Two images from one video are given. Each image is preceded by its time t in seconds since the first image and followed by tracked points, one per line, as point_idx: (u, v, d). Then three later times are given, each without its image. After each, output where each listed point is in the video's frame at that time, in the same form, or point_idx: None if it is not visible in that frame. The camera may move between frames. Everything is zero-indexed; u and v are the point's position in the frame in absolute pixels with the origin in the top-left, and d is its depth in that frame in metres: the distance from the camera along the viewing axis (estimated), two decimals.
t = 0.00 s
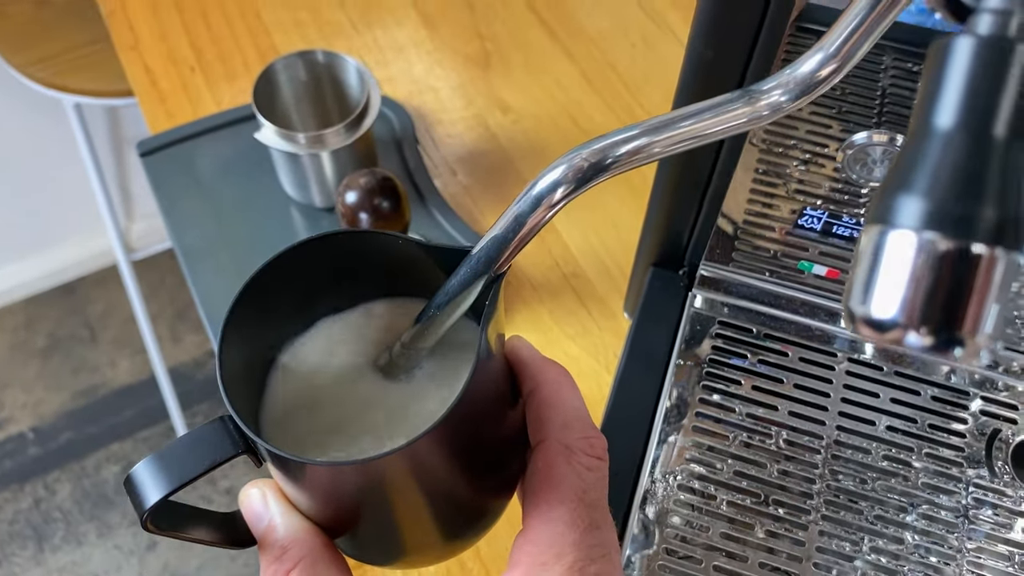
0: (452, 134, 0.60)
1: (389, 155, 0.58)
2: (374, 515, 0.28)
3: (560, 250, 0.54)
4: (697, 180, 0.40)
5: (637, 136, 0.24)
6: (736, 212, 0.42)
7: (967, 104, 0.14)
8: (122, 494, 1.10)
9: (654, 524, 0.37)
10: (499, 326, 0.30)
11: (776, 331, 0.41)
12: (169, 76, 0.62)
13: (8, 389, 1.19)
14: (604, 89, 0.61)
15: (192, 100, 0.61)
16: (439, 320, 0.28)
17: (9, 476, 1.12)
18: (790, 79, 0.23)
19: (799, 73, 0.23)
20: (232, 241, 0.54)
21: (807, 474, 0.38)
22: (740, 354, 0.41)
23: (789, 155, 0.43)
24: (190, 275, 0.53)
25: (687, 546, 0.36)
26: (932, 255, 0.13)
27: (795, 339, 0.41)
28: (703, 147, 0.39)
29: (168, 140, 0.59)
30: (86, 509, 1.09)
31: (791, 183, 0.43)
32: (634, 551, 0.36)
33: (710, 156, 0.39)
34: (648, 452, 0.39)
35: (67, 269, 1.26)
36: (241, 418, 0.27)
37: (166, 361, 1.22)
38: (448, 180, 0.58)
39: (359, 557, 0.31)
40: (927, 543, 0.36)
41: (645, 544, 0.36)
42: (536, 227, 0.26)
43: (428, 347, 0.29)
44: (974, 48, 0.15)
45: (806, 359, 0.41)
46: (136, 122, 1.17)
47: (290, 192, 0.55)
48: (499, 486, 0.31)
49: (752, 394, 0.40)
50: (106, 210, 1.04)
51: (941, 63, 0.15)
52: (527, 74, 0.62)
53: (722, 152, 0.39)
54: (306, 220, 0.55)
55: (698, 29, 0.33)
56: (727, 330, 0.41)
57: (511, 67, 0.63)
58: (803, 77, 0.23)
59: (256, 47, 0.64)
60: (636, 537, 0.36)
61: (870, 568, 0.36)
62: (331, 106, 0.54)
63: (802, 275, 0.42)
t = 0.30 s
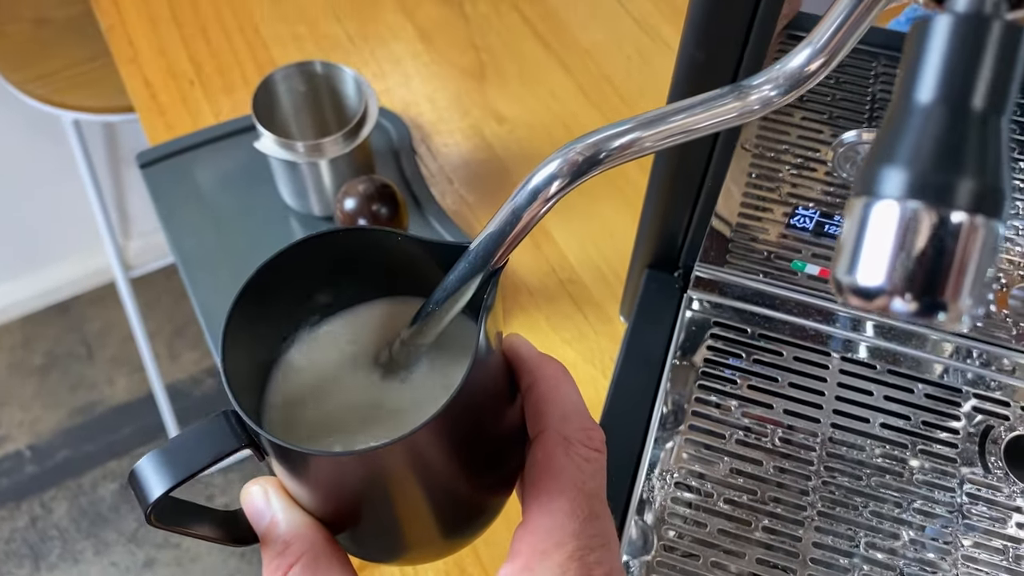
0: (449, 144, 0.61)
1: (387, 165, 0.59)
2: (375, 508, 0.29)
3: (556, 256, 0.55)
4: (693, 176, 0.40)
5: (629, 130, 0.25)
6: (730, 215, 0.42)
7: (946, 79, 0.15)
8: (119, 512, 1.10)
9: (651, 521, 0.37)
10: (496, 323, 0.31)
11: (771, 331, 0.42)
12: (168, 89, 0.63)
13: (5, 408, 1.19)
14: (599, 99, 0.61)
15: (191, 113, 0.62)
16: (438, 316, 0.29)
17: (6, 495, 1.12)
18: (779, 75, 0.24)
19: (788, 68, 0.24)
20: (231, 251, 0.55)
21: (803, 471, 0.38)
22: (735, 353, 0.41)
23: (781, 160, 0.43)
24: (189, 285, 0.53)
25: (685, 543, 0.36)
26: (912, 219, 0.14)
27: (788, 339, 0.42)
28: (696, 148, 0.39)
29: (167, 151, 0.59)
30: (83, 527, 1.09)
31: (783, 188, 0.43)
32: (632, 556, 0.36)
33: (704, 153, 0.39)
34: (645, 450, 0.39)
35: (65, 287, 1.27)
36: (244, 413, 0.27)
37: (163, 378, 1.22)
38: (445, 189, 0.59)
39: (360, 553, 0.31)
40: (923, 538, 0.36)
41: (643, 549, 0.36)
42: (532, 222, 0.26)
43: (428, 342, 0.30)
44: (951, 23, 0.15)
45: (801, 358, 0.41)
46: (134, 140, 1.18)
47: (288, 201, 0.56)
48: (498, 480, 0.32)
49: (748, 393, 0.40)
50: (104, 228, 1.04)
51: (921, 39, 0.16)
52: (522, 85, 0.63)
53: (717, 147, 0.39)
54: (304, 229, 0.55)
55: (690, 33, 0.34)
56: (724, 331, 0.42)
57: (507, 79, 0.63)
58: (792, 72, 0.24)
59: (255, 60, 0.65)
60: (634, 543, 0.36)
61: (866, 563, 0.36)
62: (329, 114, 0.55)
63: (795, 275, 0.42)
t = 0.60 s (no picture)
0: (446, 152, 0.61)
1: (385, 172, 0.59)
2: (378, 497, 0.29)
3: (553, 262, 0.55)
4: (687, 179, 0.41)
5: (623, 119, 0.25)
6: (726, 212, 0.43)
7: (930, 43, 0.16)
8: (116, 531, 1.10)
9: (651, 515, 0.37)
10: (496, 317, 0.31)
11: (767, 328, 0.42)
12: (167, 100, 0.63)
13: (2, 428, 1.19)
14: (594, 107, 0.62)
15: (191, 123, 0.62)
16: (437, 310, 0.29)
17: (2, 515, 1.12)
18: (771, 63, 0.25)
19: (779, 58, 0.25)
20: (230, 260, 0.55)
21: (801, 465, 0.38)
22: (731, 351, 0.41)
23: (774, 162, 0.44)
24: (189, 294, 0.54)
25: (684, 536, 0.37)
26: (899, 175, 0.15)
27: (784, 337, 0.42)
28: (689, 149, 0.40)
29: (166, 161, 0.60)
30: (80, 547, 1.09)
31: (776, 188, 0.44)
32: (632, 562, 0.36)
33: (698, 155, 0.40)
34: (643, 446, 0.39)
35: (62, 306, 1.27)
36: (248, 405, 0.27)
37: (160, 396, 1.22)
38: (442, 196, 0.59)
39: (364, 545, 0.32)
40: (921, 529, 0.37)
41: (642, 555, 0.37)
42: (529, 211, 0.27)
43: (428, 335, 0.30)
44: None
45: (797, 354, 0.42)
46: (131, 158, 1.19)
47: (288, 209, 0.56)
48: (500, 471, 0.32)
49: (745, 389, 0.40)
50: (102, 246, 1.05)
51: (905, 6, 0.17)
52: (517, 94, 0.64)
53: (710, 147, 0.40)
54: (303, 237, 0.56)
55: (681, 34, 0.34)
56: (719, 329, 0.42)
57: (503, 88, 0.64)
58: (783, 61, 0.25)
59: (253, 71, 0.65)
60: (633, 548, 0.37)
61: (864, 555, 0.36)
62: (326, 119, 0.55)
63: (791, 273, 0.43)
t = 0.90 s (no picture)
0: (440, 157, 0.62)
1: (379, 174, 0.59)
2: (376, 477, 0.29)
3: (547, 263, 0.56)
4: (680, 169, 0.41)
5: (612, 96, 0.26)
6: (720, 205, 0.44)
7: None
8: (113, 552, 1.09)
9: (648, 503, 0.38)
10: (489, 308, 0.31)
11: (759, 320, 0.42)
12: (164, 110, 0.64)
13: None
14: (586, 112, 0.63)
15: (187, 131, 0.63)
16: (430, 298, 0.29)
17: None
18: (759, 40, 0.25)
19: (768, 34, 0.25)
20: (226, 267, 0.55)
21: (796, 454, 0.39)
22: (726, 342, 0.42)
23: (765, 159, 0.45)
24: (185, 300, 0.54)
25: (682, 525, 0.37)
26: (881, 113, 0.16)
27: (777, 328, 0.42)
28: (681, 143, 0.40)
29: (162, 169, 0.60)
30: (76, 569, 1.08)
31: (768, 183, 0.45)
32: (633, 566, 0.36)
33: (690, 144, 0.40)
34: (639, 436, 0.39)
35: (58, 327, 1.27)
36: (244, 387, 0.28)
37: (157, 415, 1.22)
38: (437, 200, 0.59)
39: (362, 528, 0.32)
40: (917, 514, 0.37)
41: (641, 558, 0.36)
42: (521, 190, 0.27)
43: (424, 320, 0.30)
44: None
45: (790, 345, 0.42)
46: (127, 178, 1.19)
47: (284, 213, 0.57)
48: (496, 453, 0.32)
49: (740, 379, 0.41)
50: (99, 267, 1.05)
51: None
52: (510, 101, 0.64)
53: (702, 137, 0.40)
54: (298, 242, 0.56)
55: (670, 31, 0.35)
56: (713, 320, 0.43)
57: (497, 96, 0.65)
58: (772, 38, 0.25)
59: (249, 80, 0.66)
60: (632, 550, 0.37)
61: (861, 542, 0.37)
62: (321, 122, 0.56)
63: (784, 265, 0.43)
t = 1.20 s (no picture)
0: (437, 168, 0.62)
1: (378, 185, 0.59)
2: (379, 469, 0.29)
3: (545, 271, 0.56)
4: (675, 171, 0.41)
5: (607, 87, 0.26)
6: (715, 206, 0.45)
7: None
8: None
9: (650, 499, 0.38)
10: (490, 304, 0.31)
11: (757, 319, 0.43)
12: (162, 125, 0.64)
13: None
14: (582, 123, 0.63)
15: (185, 145, 0.63)
16: (432, 293, 0.29)
17: None
18: (753, 31, 0.25)
19: (762, 24, 0.25)
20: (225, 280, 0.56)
21: (796, 450, 0.39)
22: (724, 340, 0.42)
23: (759, 163, 0.46)
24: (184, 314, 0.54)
25: (684, 522, 0.37)
26: (872, 78, 0.18)
27: (774, 328, 0.42)
28: (676, 146, 0.40)
29: (161, 182, 0.60)
30: None
31: (764, 185, 0.45)
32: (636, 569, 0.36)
33: (684, 145, 0.40)
34: (639, 434, 0.40)
35: (55, 349, 1.26)
36: (247, 379, 0.28)
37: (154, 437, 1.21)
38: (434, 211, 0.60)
39: (365, 520, 0.32)
40: (918, 508, 0.37)
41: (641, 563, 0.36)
42: (519, 182, 0.27)
43: (425, 315, 0.30)
44: None
45: (788, 344, 0.42)
46: (125, 200, 1.19)
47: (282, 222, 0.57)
48: (498, 446, 0.32)
49: (739, 377, 0.41)
50: (97, 288, 1.05)
51: None
52: (506, 113, 0.65)
53: (696, 139, 0.40)
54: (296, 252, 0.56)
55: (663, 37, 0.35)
56: (710, 320, 0.43)
57: (493, 108, 0.65)
58: (766, 27, 0.25)
59: (247, 95, 0.66)
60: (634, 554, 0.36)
61: (862, 536, 0.37)
62: (319, 133, 0.56)
63: (780, 261, 0.44)
